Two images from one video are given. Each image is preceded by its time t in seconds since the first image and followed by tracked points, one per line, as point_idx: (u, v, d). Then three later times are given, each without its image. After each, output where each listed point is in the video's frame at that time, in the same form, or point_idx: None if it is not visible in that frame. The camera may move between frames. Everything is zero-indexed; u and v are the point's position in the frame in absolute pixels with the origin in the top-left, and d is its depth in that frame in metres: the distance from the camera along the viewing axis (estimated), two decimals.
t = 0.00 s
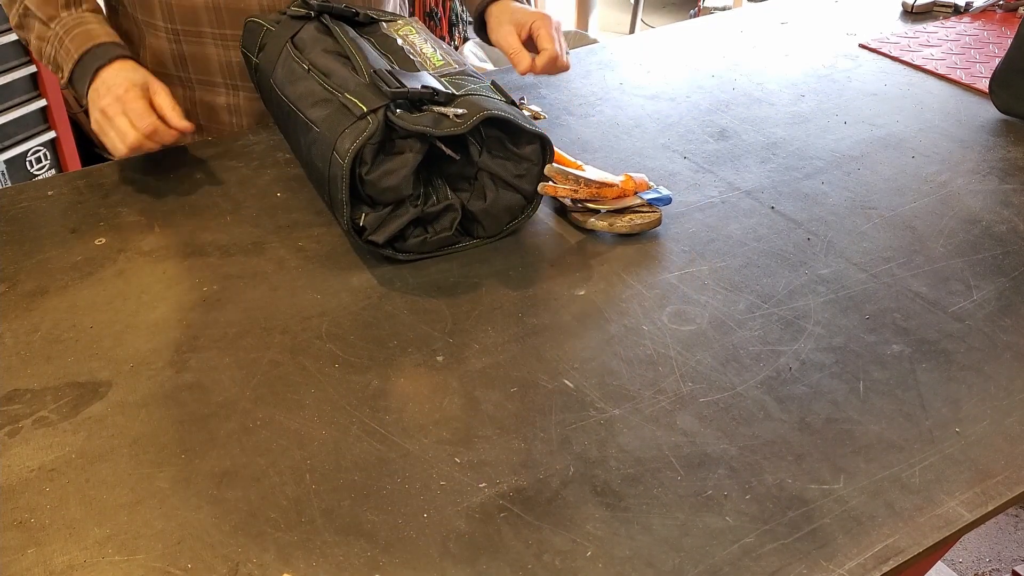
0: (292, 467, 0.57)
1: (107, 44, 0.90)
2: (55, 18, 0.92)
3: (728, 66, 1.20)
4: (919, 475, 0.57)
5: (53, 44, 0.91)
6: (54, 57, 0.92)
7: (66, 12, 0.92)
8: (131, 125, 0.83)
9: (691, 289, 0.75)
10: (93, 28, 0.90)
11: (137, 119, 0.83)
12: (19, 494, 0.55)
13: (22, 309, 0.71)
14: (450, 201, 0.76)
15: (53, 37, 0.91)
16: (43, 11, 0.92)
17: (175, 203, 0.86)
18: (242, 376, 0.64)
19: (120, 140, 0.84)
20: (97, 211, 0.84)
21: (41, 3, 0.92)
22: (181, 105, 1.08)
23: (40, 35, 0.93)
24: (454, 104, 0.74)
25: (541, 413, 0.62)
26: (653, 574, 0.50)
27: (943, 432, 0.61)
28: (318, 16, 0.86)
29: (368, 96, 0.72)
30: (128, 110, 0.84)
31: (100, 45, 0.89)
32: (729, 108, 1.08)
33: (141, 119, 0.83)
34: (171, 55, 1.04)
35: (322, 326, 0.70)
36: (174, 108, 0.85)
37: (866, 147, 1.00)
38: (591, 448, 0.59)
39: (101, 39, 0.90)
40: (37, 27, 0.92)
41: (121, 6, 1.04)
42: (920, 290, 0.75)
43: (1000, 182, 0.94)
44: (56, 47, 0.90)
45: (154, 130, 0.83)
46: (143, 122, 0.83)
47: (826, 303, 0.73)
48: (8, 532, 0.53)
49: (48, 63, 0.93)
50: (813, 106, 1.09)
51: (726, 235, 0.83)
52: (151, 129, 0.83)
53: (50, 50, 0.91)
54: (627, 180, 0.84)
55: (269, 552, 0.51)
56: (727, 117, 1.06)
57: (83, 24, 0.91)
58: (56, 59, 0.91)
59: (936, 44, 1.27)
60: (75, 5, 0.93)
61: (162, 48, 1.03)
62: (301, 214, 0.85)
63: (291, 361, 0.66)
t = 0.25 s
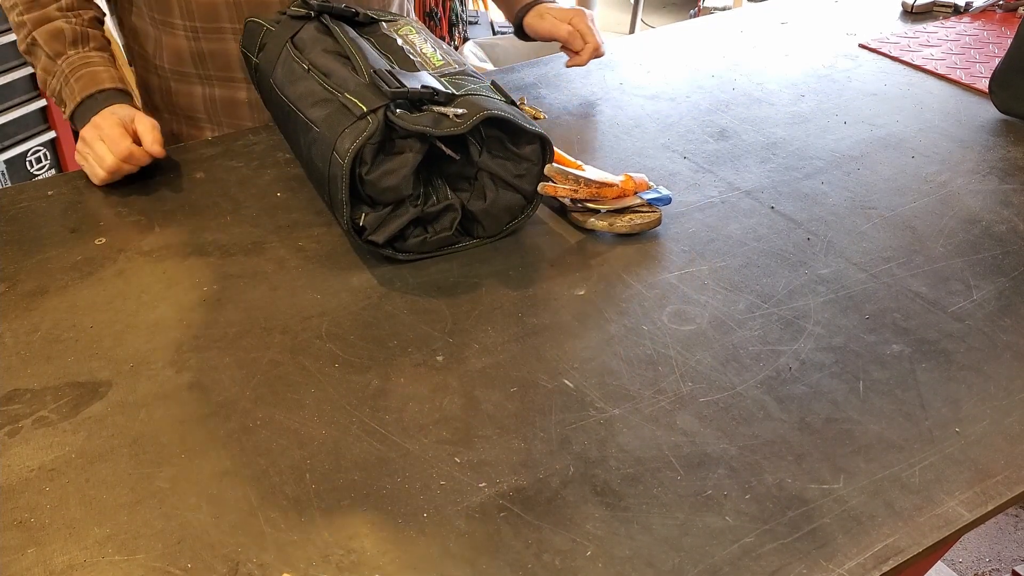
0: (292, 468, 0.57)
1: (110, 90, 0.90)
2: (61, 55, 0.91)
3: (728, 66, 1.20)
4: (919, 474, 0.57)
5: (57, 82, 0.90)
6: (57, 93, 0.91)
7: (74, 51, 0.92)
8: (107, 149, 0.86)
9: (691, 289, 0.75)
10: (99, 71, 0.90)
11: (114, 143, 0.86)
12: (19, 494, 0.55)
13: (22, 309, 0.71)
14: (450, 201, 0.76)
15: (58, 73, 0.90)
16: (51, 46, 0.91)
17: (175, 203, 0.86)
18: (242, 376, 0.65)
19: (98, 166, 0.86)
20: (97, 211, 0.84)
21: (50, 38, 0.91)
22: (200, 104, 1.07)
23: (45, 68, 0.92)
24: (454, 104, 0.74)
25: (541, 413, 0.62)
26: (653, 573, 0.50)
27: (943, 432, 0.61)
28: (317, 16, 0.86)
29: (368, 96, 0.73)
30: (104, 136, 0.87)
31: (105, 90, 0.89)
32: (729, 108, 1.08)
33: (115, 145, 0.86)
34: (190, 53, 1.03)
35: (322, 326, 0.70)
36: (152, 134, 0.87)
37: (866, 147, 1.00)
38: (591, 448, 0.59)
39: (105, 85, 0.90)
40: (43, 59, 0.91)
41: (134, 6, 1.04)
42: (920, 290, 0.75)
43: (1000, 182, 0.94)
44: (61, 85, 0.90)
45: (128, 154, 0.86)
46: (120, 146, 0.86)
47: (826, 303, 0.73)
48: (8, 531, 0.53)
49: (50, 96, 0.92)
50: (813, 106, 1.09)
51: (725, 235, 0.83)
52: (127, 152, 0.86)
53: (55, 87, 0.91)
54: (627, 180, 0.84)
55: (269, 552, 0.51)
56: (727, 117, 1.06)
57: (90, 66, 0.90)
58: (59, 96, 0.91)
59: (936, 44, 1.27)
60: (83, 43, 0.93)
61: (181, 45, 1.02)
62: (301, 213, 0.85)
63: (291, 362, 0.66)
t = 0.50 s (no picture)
0: (292, 467, 0.57)
1: (129, 94, 0.97)
2: (90, 55, 0.99)
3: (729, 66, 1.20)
4: (919, 474, 0.57)
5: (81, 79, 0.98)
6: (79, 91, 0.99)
7: (100, 53, 1.00)
8: (110, 151, 0.87)
9: (691, 289, 0.75)
10: (121, 75, 0.98)
11: (115, 146, 0.87)
12: (19, 494, 0.55)
13: (22, 309, 0.71)
14: (450, 201, 0.76)
15: (85, 74, 0.98)
16: (80, 46, 0.99)
17: (175, 203, 0.86)
18: (242, 376, 0.65)
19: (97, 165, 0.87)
20: (96, 211, 0.85)
21: (80, 39, 0.99)
22: (235, 92, 1.11)
23: (72, 65, 1.00)
24: (454, 104, 0.74)
25: (541, 413, 0.62)
26: (653, 574, 0.50)
27: (943, 432, 0.61)
28: (317, 16, 0.86)
29: (368, 96, 0.73)
30: (109, 139, 0.89)
31: (125, 95, 0.96)
32: (729, 108, 1.08)
33: (118, 148, 0.87)
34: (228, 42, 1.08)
35: (323, 326, 0.70)
36: (155, 142, 0.89)
37: (866, 147, 1.00)
38: (591, 448, 0.59)
39: (125, 89, 0.97)
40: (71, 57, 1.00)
41: None
42: (920, 290, 0.75)
43: (1000, 182, 0.94)
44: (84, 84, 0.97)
45: (127, 157, 0.86)
46: (120, 149, 0.87)
47: (826, 303, 0.73)
48: (8, 531, 0.53)
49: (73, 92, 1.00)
50: (813, 106, 1.09)
51: (725, 235, 0.83)
52: (126, 156, 0.87)
53: (79, 84, 0.98)
54: (627, 180, 0.84)
55: (269, 552, 0.51)
56: (727, 117, 1.06)
57: (113, 69, 0.98)
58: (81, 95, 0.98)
59: (936, 44, 1.27)
60: (110, 46, 1.01)
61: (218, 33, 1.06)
62: (301, 213, 0.85)
63: (292, 362, 0.66)
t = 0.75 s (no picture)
0: (292, 467, 0.57)
1: (138, 98, 0.98)
2: (105, 51, 1.00)
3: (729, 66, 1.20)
4: (919, 474, 0.57)
5: (93, 74, 0.98)
6: (88, 84, 0.99)
7: (118, 52, 1.00)
8: (123, 159, 0.88)
9: (690, 289, 0.75)
10: (137, 79, 0.99)
11: (129, 156, 0.88)
12: (19, 494, 0.55)
13: (22, 309, 0.71)
14: (450, 201, 0.76)
15: (97, 69, 0.99)
16: (97, 41, 0.99)
17: (175, 203, 0.86)
18: (242, 376, 0.65)
19: (107, 169, 0.88)
20: (97, 211, 0.85)
21: (99, 34, 0.99)
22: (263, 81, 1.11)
23: (84, 56, 1.00)
24: (454, 104, 0.74)
25: (541, 413, 0.62)
26: (653, 573, 0.50)
27: (942, 432, 0.61)
28: (317, 16, 0.86)
29: (368, 96, 0.73)
30: (124, 148, 0.89)
31: (137, 100, 0.98)
32: (729, 108, 1.08)
33: (132, 158, 0.88)
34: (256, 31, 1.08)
35: (323, 326, 0.70)
36: (168, 155, 0.89)
37: (867, 147, 1.00)
38: (591, 448, 0.59)
39: (141, 94, 0.98)
40: (85, 48, 0.99)
41: None
42: (919, 290, 0.75)
43: (1000, 182, 0.94)
44: (96, 79, 0.98)
45: (139, 169, 0.87)
46: (133, 160, 0.87)
47: (826, 303, 0.73)
48: (8, 531, 0.53)
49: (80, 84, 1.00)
50: (813, 106, 1.09)
51: (726, 235, 0.83)
52: (138, 168, 0.87)
53: (89, 78, 0.99)
54: (627, 180, 0.84)
55: (269, 552, 0.51)
56: (727, 117, 1.06)
57: (129, 71, 0.99)
58: (89, 88, 0.99)
59: (936, 44, 1.27)
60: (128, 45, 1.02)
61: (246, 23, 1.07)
62: (302, 213, 0.85)
63: (291, 361, 0.66)
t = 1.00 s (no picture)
0: (292, 467, 0.57)
1: (140, 97, 0.98)
2: (111, 49, 0.99)
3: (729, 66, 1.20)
4: (919, 474, 0.57)
5: (98, 71, 0.99)
6: (92, 80, 0.99)
7: (124, 50, 1.00)
8: (125, 162, 0.88)
9: (690, 289, 0.75)
10: (141, 80, 0.99)
11: (130, 160, 0.88)
12: (19, 494, 0.55)
13: (22, 309, 0.71)
14: (450, 200, 0.76)
15: (102, 67, 0.99)
16: (104, 38, 0.99)
17: (175, 203, 0.86)
18: (242, 376, 0.65)
19: (108, 170, 0.87)
20: (97, 211, 0.85)
21: (106, 32, 0.99)
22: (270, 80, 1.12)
23: (90, 52, 1.00)
24: (454, 104, 0.74)
25: (541, 413, 0.62)
26: (653, 573, 0.50)
27: (942, 432, 0.61)
28: (317, 16, 0.86)
29: (368, 96, 0.73)
30: (127, 152, 0.89)
31: (141, 101, 0.98)
32: (729, 108, 1.08)
33: (134, 162, 0.87)
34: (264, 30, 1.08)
35: (323, 325, 0.70)
36: (170, 162, 0.89)
37: (867, 147, 1.00)
38: (591, 448, 0.59)
39: (144, 95, 0.98)
40: (91, 45, 0.99)
41: None
42: (920, 290, 0.75)
43: (1000, 182, 0.94)
44: (100, 76, 0.98)
45: (140, 173, 0.87)
46: (135, 164, 0.87)
47: (826, 303, 0.73)
48: (8, 531, 0.53)
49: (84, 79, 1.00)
50: (813, 106, 1.09)
51: (726, 235, 0.83)
52: (139, 172, 0.87)
53: (94, 76, 0.99)
54: (627, 180, 0.84)
55: (269, 551, 0.51)
56: (727, 117, 1.06)
57: (134, 71, 0.99)
58: (93, 84, 0.99)
59: (936, 44, 1.27)
60: (136, 44, 1.01)
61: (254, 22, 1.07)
62: (302, 213, 0.85)
63: (291, 361, 0.66)
